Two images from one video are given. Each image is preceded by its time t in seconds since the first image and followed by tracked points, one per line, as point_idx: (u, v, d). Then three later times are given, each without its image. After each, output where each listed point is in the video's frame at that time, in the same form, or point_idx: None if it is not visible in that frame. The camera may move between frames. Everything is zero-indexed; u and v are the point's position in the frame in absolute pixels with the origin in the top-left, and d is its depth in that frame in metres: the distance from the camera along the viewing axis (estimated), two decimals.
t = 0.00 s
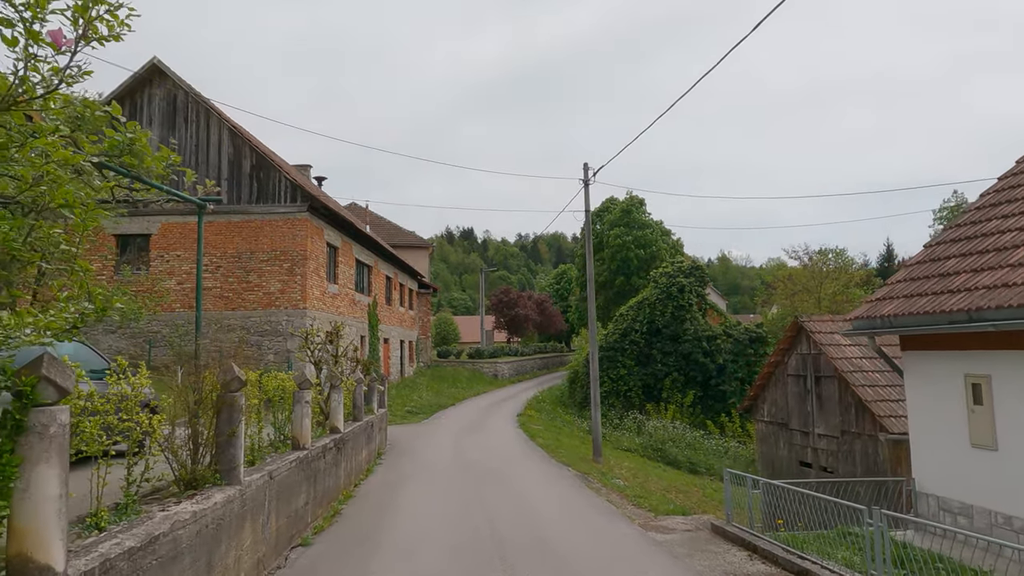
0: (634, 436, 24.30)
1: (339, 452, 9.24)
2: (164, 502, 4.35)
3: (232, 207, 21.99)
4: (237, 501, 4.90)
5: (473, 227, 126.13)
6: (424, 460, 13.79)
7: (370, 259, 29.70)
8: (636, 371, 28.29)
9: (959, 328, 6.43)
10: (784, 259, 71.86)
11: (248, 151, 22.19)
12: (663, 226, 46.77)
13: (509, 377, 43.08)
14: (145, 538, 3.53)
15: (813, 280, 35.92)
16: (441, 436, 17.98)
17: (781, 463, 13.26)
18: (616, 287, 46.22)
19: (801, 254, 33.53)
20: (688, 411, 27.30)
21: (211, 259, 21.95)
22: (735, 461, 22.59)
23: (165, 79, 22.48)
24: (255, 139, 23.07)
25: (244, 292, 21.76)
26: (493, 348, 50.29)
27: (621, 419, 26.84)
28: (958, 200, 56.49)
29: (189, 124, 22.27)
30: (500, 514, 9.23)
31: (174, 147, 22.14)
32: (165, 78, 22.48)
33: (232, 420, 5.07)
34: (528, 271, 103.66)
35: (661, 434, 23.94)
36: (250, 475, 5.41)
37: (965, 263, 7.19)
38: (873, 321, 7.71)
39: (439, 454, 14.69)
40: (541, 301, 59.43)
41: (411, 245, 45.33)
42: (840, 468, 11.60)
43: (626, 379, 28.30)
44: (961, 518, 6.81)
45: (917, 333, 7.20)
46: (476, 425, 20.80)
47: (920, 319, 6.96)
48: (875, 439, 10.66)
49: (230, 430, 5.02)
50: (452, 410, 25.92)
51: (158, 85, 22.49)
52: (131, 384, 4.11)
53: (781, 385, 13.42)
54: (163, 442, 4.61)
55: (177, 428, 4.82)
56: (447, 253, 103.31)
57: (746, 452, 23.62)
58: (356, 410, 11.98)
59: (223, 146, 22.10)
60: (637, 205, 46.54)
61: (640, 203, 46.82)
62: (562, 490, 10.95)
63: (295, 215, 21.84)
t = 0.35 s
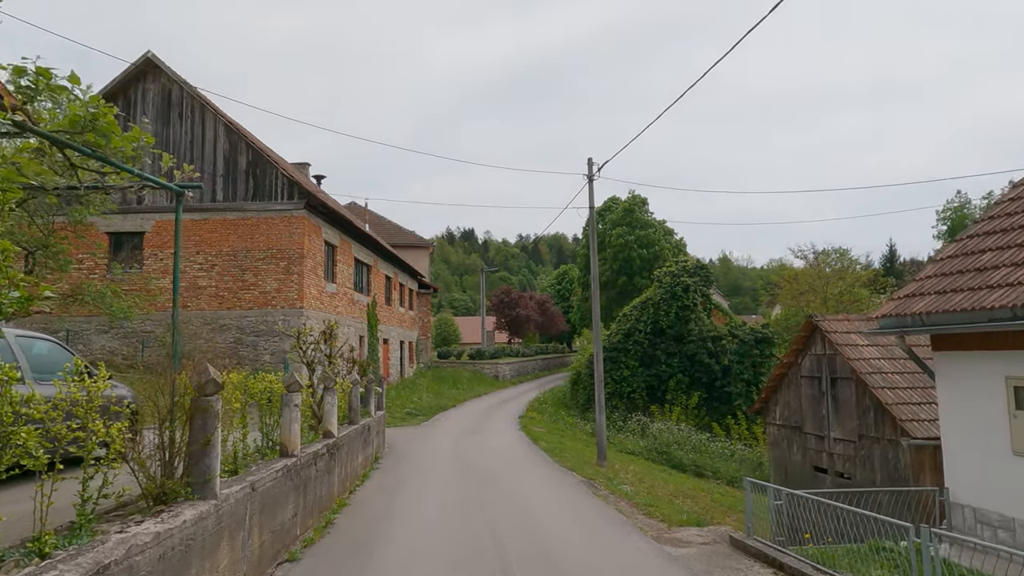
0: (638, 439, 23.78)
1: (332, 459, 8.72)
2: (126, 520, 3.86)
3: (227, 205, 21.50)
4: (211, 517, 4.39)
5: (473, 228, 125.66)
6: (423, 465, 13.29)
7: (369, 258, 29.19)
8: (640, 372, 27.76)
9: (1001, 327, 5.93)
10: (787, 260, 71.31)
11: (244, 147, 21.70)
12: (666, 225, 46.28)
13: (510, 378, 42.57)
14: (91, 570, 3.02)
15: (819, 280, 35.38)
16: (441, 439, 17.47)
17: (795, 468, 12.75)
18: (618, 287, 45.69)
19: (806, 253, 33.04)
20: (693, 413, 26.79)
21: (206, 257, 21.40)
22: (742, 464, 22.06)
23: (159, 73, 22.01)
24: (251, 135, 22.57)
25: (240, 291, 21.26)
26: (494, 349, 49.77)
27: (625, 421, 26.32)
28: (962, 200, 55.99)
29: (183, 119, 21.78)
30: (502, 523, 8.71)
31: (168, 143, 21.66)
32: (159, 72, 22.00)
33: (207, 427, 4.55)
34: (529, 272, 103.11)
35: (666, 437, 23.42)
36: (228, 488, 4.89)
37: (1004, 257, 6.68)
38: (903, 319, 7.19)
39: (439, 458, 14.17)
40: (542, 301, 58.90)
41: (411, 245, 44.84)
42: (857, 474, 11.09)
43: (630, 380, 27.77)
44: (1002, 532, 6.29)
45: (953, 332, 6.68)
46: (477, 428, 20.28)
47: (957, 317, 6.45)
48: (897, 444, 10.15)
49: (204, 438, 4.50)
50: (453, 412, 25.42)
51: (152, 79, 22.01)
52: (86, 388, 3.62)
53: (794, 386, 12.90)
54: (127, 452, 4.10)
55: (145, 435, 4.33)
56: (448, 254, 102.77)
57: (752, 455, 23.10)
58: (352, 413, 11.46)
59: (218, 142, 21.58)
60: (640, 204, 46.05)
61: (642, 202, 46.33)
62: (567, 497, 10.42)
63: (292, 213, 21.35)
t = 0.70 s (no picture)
0: (646, 439, 23.28)
1: (330, 462, 8.23)
2: (88, 541, 3.39)
3: (226, 200, 21.03)
4: (188, 532, 3.91)
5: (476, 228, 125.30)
6: (426, 467, 12.82)
7: (371, 255, 28.74)
8: (646, 372, 27.25)
9: None
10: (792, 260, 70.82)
11: (243, 141, 21.25)
12: (672, 223, 45.75)
13: (514, 377, 42.11)
14: None
15: (828, 278, 34.78)
16: (444, 440, 16.99)
17: (813, 471, 12.25)
18: (623, 286, 45.17)
19: (815, 251, 32.47)
20: (701, 414, 26.28)
21: (205, 254, 20.92)
22: (752, 466, 21.54)
23: (157, 67, 21.59)
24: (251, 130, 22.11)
25: (239, 288, 20.80)
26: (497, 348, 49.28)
27: (632, 422, 25.82)
28: (970, 199, 55.36)
29: (181, 113, 21.33)
30: (510, 532, 8.21)
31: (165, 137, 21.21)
32: (157, 66, 21.58)
33: (185, 431, 4.07)
34: (532, 271, 102.62)
35: (674, 437, 22.92)
36: (210, 500, 4.41)
37: None
38: (941, 315, 6.67)
39: (442, 460, 13.70)
40: (546, 300, 58.39)
41: (414, 243, 44.41)
42: (881, 478, 10.57)
43: (637, 380, 27.25)
44: None
45: (999, 327, 6.16)
46: (481, 428, 19.80)
47: (1004, 312, 5.93)
48: (925, 447, 9.64)
49: (181, 443, 4.02)
50: (457, 411, 24.96)
51: (150, 73, 21.57)
52: (40, 388, 3.16)
53: (812, 387, 12.39)
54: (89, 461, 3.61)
55: (116, 440, 3.88)
56: (451, 253, 102.39)
57: (763, 456, 22.58)
58: (352, 414, 10.95)
59: (217, 137, 21.14)
60: (645, 201, 45.52)
61: (648, 200, 45.81)
62: (578, 502, 9.93)
63: (292, 208, 20.89)
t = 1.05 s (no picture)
0: (650, 440, 22.80)
1: (321, 465, 7.75)
2: (24, 563, 2.92)
3: (221, 195, 20.55)
4: (148, 549, 3.41)
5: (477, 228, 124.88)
6: (426, 469, 12.35)
7: (370, 253, 28.24)
8: (650, 371, 26.77)
9: None
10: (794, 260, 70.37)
11: (239, 135, 20.78)
12: (675, 222, 45.28)
13: (515, 377, 41.62)
14: None
15: (834, 276, 34.29)
16: (443, 441, 16.54)
17: (828, 474, 11.75)
18: (625, 285, 44.68)
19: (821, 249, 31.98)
20: (707, 414, 25.80)
21: (199, 251, 20.44)
22: (758, 467, 21.03)
23: (151, 60, 21.11)
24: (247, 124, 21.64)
25: (235, 285, 20.31)
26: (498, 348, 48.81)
27: (636, 422, 25.31)
28: (975, 198, 54.83)
29: (175, 107, 20.85)
30: (512, 539, 7.73)
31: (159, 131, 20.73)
32: (151, 59, 21.11)
33: (147, 433, 3.60)
34: (533, 271, 102.13)
35: (679, 438, 22.43)
36: (179, 509, 3.94)
37: None
38: (976, 310, 6.20)
39: (442, 461, 13.23)
40: (547, 300, 57.93)
41: (415, 242, 43.96)
42: (902, 481, 10.08)
43: (641, 379, 26.77)
44: None
45: None
46: (482, 429, 19.33)
47: None
48: (950, 448, 9.15)
49: (141, 448, 3.55)
50: (457, 412, 24.51)
51: (143, 66, 21.10)
52: None
53: (827, 386, 11.90)
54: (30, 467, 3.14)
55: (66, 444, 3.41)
56: (451, 253, 101.90)
57: (769, 457, 22.07)
58: (347, 415, 10.48)
59: (212, 131, 20.67)
60: (648, 199, 45.06)
61: (651, 198, 45.33)
62: (585, 508, 9.41)
63: (289, 204, 20.42)
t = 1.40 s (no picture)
0: (658, 442, 22.28)
1: (316, 471, 7.25)
2: None
3: (220, 192, 20.08)
4: None
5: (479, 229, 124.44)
6: (429, 473, 11.87)
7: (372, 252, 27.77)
8: (657, 372, 26.25)
9: None
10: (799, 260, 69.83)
11: (238, 130, 20.30)
12: (680, 221, 44.73)
13: (519, 378, 41.12)
14: None
15: (843, 276, 33.71)
16: (447, 443, 16.03)
17: (849, 480, 11.23)
18: (630, 285, 44.13)
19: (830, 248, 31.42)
20: (715, 416, 25.26)
21: (197, 249, 19.98)
22: (769, 470, 20.49)
23: (148, 54, 20.66)
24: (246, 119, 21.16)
25: (234, 284, 19.86)
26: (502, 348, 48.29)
27: (643, 424, 24.78)
28: (982, 198, 54.21)
29: (173, 102, 20.38)
30: (520, 548, 7.23)
31: (156, 127, 20.27)
32: (148, 53, 20.65)
33: (103, 441, 3.11)
34: (536, 272, 101.60)
35: (688, 440, 21.90)
36: (146, 528, 3.45)
37: None
38: None
39: (446, 465, 12.74)
40: (551, 300, 57.41)
41: (417, 241, 43.48)
42: (930, 487, 9.55)
43: (648, 380, 26.26)
44: None
45: None
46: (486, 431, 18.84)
47: None
48: (984, 453, 8.62)
49: (96, 458, 3.06)
50: (460, 413, 24.02)
51: (140, 61, 20.64)
52: None
53: (848, 387, 11.38)
54: None
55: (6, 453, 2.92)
56: (454, 254, 101.41)
57: (780, 460, 21.53)
58: (346, 417, 9.99)
59: (210, 126, 20.20)
60: (653, 198, 44.51)
61: (656, 197, 44.78)
62: (597, 515, 8.87)
63: (289, 201, 19.96)
